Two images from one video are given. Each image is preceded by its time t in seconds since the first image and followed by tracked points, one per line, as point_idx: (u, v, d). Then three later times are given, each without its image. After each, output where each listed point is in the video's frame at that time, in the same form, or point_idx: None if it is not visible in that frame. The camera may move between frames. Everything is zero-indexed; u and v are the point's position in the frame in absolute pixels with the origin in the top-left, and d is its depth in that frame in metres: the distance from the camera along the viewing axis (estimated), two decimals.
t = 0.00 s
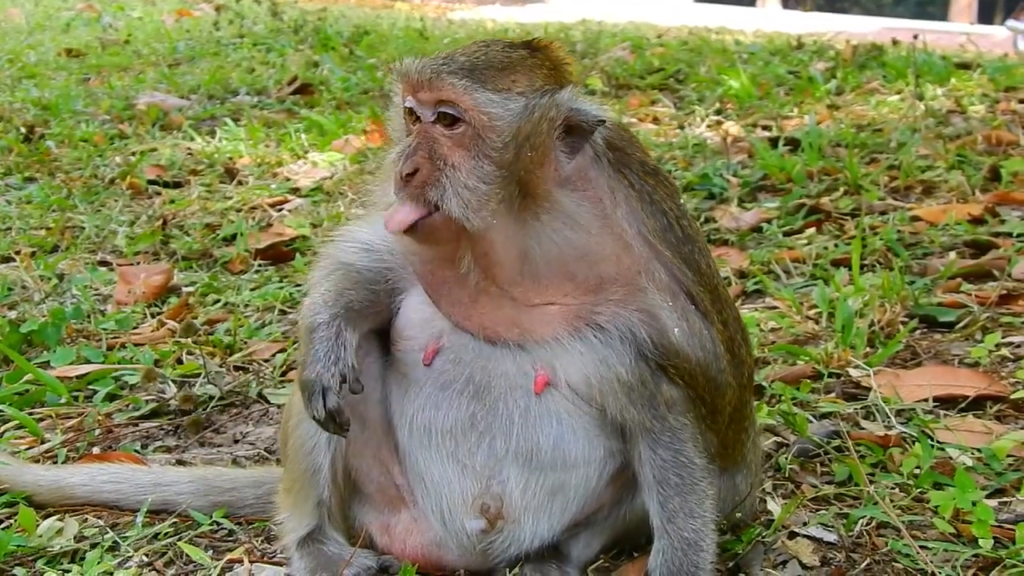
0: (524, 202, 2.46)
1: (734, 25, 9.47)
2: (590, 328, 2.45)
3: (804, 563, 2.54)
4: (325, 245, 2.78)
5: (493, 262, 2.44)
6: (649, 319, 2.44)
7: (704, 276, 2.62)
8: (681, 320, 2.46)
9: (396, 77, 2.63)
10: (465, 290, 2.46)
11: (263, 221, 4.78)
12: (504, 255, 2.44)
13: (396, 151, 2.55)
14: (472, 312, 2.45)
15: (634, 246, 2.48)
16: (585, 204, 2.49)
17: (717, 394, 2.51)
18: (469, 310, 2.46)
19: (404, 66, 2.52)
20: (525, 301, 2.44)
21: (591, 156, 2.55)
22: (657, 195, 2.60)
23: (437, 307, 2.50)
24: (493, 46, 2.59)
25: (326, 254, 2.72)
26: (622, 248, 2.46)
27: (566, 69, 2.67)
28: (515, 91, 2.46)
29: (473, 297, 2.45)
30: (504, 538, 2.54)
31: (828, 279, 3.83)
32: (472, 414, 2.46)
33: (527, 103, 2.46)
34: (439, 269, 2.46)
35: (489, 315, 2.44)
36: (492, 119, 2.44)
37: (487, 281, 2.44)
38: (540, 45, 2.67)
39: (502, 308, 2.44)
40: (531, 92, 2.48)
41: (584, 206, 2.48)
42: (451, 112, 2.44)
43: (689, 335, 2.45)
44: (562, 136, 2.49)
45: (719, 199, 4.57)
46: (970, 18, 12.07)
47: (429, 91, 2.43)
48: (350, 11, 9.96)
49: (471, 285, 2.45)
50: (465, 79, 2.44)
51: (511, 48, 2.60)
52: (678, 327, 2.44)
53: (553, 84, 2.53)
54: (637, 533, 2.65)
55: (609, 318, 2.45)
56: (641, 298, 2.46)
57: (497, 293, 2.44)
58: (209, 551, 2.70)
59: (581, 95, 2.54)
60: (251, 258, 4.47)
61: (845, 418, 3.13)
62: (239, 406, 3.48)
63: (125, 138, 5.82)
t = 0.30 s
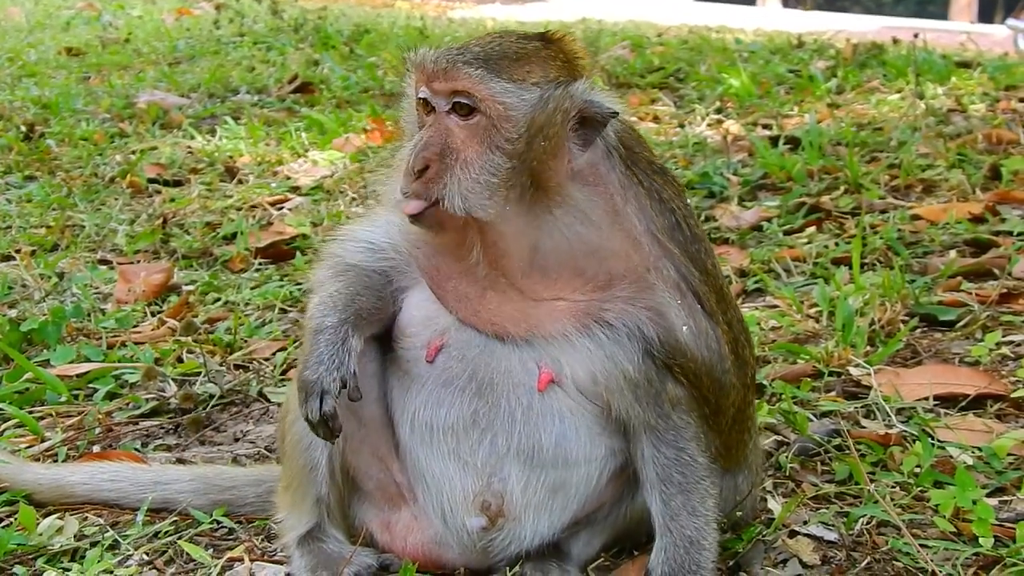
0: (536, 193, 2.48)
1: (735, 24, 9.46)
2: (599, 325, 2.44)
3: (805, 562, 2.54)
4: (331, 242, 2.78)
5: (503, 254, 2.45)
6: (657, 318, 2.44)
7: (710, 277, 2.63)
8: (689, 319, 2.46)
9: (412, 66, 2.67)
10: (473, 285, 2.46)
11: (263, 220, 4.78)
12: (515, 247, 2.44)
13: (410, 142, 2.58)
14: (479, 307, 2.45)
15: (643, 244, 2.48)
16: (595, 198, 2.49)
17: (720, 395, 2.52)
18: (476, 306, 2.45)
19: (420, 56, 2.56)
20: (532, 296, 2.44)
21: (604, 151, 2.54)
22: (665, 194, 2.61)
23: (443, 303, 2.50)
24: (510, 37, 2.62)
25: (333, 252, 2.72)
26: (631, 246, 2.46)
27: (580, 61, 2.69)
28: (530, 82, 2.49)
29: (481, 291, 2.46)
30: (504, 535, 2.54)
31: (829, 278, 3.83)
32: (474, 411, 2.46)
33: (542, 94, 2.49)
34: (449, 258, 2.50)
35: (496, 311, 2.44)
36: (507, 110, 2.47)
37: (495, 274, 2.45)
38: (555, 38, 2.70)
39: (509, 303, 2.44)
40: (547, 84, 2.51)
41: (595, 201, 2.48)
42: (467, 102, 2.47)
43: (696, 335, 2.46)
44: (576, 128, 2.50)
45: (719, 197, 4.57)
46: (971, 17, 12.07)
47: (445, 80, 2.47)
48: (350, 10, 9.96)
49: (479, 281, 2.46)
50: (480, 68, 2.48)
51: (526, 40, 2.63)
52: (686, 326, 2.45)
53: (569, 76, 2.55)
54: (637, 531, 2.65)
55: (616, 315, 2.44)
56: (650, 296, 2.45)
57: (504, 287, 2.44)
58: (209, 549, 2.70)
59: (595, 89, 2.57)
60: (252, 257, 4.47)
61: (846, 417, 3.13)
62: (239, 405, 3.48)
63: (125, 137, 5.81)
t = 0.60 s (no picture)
0: (540, 187, 2.49)
1: (735, 22, 9.45)
2: (601, 323, 2.44)
3: (804, 559, 2.54)
4: (331, 238, 2.78)
5: (507, 249, 2.46)
6: (659, 316, 2.43)
7: (711, 276, 2.63)
8: (690, 317, 2.46)
9: (418, 59, 2.69)
10: (474, 282, 2.47)
11: (263, 217, 4.78)
12: (519, 241, 2.45)
13: (415, 134, 2.61)
14: (480, 304, 2.45)
15: (646, 242, 2.47)
16: (597, 195, 2.49)
17: (722, 393, 2.52)
18: (477, 303, 2.46)
19: (426, 48, 2.58)
20: (532, 293, 2.44)
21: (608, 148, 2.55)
22: (667, 192, 2.60)
23: (444, 300, 2.50)
24: (516, 31, 2.64)
25: (333, 249, 2.72)
26: (633, 243, 2.46)
27: (583, 56, 2.70)
28: (536, 75, 2.52)
29: (483, 287, 2.46)
30: (503, 533, 2.54)
31: (829, 277, 3.83)
32: (473, 409, 2.46)
33: (547, 87, 2.51)
34: (453, 251, 2.52)
35: (497, 308, 2.44)
36: (512, 103, 2.50)
37: (498, 270, 2.46)
38: (560, 34, 2.71)
39: (510, 300, 2.44)
40: (552, 77, 2.52)
41: (598, 198, 2.48)
42: (473, 94, 2.50)
43: (697, 333, 2.46)
44: (580, 122, 2.52)
45: (720, 195, 4.57)
46: (971, 15, 12.06)
47: (450, 72, 2.49)
48: (351, 8, 9.95)
49: (481, 278, 2.47)
50: (486, 61, 2.50)
51: (531, 34, 2.65)
52: (687, 324, 2.44)
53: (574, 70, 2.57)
54: (636, 529, 2.65)
55: (618, 313, 2.44)
56: (652, 294, 2.45)
57: (506, 283, 2.45)
58: (209, 547, 2.70)
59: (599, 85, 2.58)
60: (252, 254, 4.47)
61: (845, 415, 3.13)
62: (239, 402, 3.47)
63: (125, 135, 5.81)
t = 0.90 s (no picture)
0: (537, 182, 2.47)
1: (737, 19, 9.45)
2: (599, 319, 2.43)
3: (803, 555, 2.54)
4: (328, 236, 2.78)
5: (504, 243, 2.45)
6: (657, 312, 2.43)
7: (710, 273, 2.63)
8: (688, 314, 2.46)
9: (415, 53, 2.67)
10: (471, 280, 2.46)
11: (263, 215, 4.78)
12: (516, 236, 2.44)
13: (411, 130, 2.59)
14: (478, 301, 2.45)
15: (644, 238, 2.47)
16: (595, 191, 2.48)
17: (719, 389, 2.52)
18: (475, 299, 2.45)
19: (424, 42, 2.56)
20: (530, 288, 2.44)
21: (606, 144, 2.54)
22: (665, 188, 2.60)
23: (442, 297, 2.49)
24: (514, 27, 2.62)
25: (331, 245, 2.72)
26: (631, 239, 2.45)
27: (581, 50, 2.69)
28: (534, 70, 2.49)
29: (481, 283, 2.45)
30: (499, 530, 2.54)
31: (828, 273, 3.82)
32: (469, 406, 2.46)
33: (544, 83, 2.49)
34: (449, 247, 2.50)
35: (496, 305, 2.43)
36: (508, 97, 2.48)
37: (495, 266, 2.44)
38: (558, 30, 2.71)
39: (508, 296, 2.43)
40: (550, 73, 2.51)
41: (596, 194, 2.47)
42: (469, 90, 2.47)
43: (695, 330, 2.45)
44: (578, 117, 2.50)
45: (720, 192, 4.57)
46: (973, 13, 12.05)
47: (447, 68, 2.47)
48: (352, 5, 9.94)
49: (478, 275, 2.46)
50: (482, 56, 2.48)
51: (529, 29, 2.63)
52: (685, 321, 2.44)
53: (573, 65, 2.55)
54: (634, 525, 2.65)
55: (616, 309, 2.43)
56: (650, 290, 2.44)
57: (504, 280, 2.44)
58: (207, 544, 2.70)
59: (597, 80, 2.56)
60: (251, 252, 4.47)
61: (845, 411, 3.12)
62: (238, 400, 3.48)
63: (125, 132, 5.81)
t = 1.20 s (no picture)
0: (524, 177, 2.46)
1: (735, 16, 9.45)
2: (595, 317, 2.44)
3: (801, 553, 2.54)
4: (325, 233, 2.79)
5: (494, 238, 2.44)
6: (652, 310, 2.44)
7: (706, 270, 2.63)
8: (683, 311, 2.46)
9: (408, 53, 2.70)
10: (466, 277, 2.46)
11: (261, 211, 4.77)
12: (507, 230, 2.43)
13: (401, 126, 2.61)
14: (475, 298, 2.45)
15: (639, 236, 2.47)
16: (589, 188, 2.47)
17: (716, 387, 2.52)
18: (471, 297, 2.45)
19: (409, 38, 2.59)
20: (523, 284, 2.43)
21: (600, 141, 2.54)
22: (661, 186, 2.60)
23: (439, 294, 2.50)
24: (503, 24, 2.62)
25: (329, 242, 2.73)
26: (625, 237, 2.46)
27: (577, 51, 2.69)
28: (516, 65, 2.49)
29: (477, 280, 2.45)
30: (498, 528, 2.54)
31: (827, 270, 3.82)
32: (467, 404, 2.46)
33: (526, 76, 2.48)
34: (441, 242, 2.50)
35: (492, 302, 2.43)
36: (488, 90, 2.47)
37: (488, 262, 2.44)
38: (552, 27, 2.71)
39: (504, 293, 2.43)
40: (534, 68, 2.50)
41: (590, 191, 2.46)
42: (449, 83, 2.48)
43: (690, 327, 2.46)
44: (562, 112, 2.49)
45: (718, 189, 4.57)
46: (970, 9, 12.05)
47: (427, 62, 2.49)
48: (350, 2, 9.93)
49: (473, 272, 2.46)
50: (463, 50, 2.49)
51: (520, 27, 2.63)
52: (680, 318, 2.45)
53: (561, 62, 2.55)
54: (632, 522, 2.66)
55: (611, 307, 2.44)
56: (645, 288, 2.45)
57: (500, 277, 2.44)
58: (205, 541, 2.70)
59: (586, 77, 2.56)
60: (250, 248, 4.47)
61: (843, 409, 3.13)
62: (237, 396, 3.48)
63: (123, 129, 5.81)
